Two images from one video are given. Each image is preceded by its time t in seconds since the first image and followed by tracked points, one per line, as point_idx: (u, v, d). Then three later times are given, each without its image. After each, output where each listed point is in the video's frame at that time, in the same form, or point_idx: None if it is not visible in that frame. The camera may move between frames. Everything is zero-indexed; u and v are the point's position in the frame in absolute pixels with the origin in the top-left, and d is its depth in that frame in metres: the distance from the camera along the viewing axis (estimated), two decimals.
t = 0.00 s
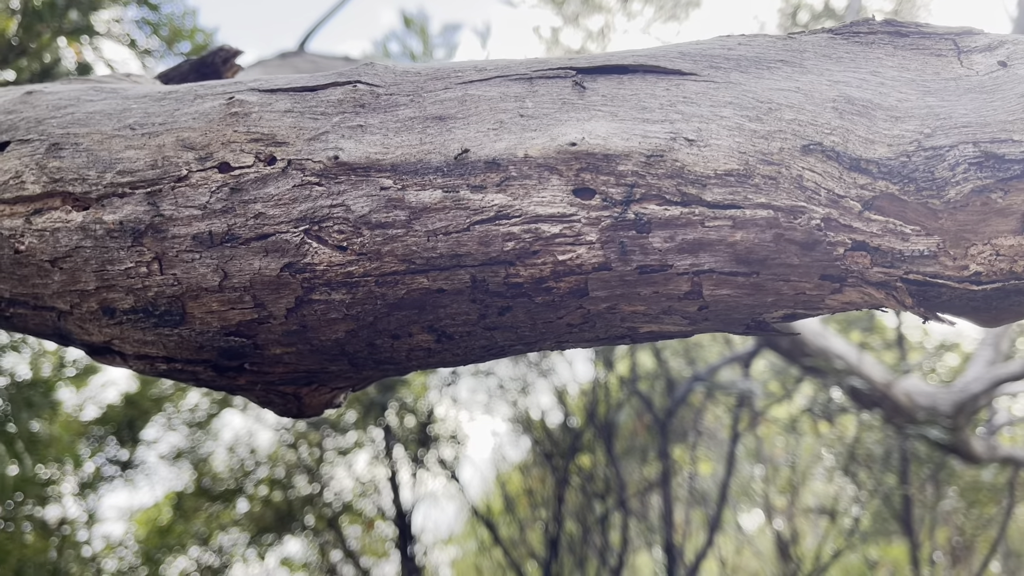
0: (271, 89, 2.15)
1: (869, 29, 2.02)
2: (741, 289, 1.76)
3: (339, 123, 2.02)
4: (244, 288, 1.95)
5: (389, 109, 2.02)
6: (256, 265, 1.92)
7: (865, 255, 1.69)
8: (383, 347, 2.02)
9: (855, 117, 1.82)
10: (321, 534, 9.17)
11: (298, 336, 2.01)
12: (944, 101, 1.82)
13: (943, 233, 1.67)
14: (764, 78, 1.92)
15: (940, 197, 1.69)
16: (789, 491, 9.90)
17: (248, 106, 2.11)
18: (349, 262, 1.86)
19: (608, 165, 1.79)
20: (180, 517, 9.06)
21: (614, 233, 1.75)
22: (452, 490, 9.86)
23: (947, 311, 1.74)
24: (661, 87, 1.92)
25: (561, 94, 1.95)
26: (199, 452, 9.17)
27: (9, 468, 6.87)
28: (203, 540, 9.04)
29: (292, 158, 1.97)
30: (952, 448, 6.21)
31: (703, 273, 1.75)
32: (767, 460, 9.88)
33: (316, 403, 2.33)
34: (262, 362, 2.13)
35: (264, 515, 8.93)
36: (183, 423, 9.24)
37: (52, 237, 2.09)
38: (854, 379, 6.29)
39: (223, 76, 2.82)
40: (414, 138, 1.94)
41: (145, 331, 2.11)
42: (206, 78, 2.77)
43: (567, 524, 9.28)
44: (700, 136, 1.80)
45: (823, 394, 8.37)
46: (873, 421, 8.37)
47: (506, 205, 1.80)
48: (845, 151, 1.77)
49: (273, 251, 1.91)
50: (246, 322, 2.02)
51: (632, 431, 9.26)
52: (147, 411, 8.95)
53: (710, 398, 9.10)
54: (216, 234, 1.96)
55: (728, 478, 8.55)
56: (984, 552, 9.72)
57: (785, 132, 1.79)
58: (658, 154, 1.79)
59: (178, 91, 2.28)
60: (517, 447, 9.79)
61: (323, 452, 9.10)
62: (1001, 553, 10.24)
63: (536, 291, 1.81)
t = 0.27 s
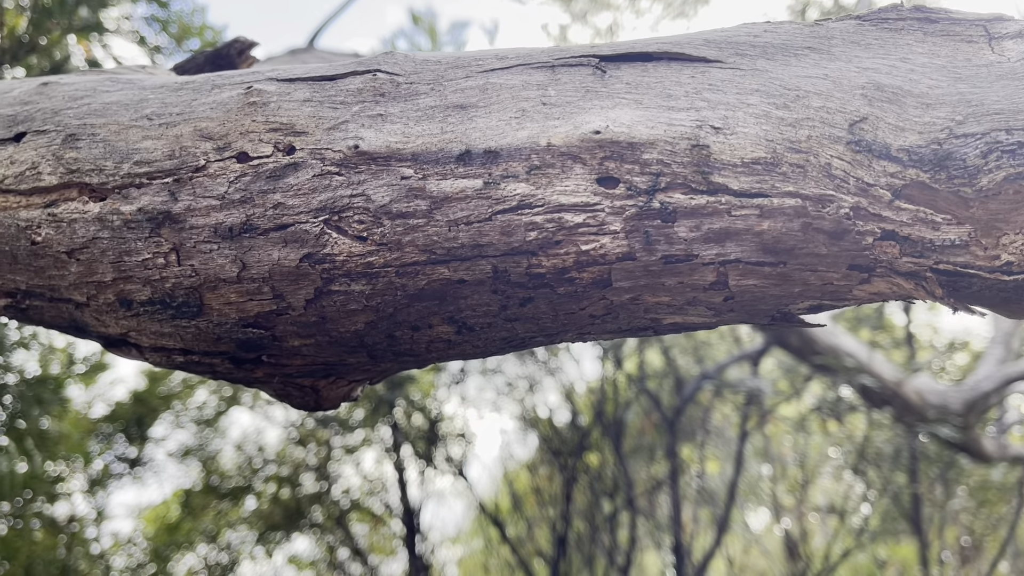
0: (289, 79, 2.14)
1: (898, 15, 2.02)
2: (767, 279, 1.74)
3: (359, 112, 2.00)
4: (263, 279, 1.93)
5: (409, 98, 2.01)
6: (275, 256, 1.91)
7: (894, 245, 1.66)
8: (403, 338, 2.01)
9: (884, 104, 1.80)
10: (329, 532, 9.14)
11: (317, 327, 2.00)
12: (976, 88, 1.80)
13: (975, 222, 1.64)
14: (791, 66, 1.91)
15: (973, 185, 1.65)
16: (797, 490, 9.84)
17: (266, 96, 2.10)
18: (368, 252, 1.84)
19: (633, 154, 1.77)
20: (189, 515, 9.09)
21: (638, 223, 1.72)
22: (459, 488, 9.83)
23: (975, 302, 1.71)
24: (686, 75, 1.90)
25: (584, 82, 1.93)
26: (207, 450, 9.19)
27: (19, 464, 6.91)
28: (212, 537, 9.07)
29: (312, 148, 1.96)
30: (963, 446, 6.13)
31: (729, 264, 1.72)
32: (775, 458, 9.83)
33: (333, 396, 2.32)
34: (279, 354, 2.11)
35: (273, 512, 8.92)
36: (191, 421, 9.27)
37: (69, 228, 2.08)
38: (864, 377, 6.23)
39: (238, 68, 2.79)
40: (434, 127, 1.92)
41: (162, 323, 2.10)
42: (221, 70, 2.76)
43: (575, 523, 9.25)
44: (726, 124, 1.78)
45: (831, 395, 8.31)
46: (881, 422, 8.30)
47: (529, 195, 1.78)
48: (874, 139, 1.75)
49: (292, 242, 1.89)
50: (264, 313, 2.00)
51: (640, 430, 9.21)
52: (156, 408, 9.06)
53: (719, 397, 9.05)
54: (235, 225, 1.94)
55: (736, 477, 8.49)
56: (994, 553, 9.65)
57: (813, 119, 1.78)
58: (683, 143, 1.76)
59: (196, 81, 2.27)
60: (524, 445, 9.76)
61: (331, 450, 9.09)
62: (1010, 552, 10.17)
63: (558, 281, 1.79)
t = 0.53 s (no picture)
0: (303, 72, 2.12)
1: (925, 6, 1.99)
2: (791, 276, 1.70)
3: (374, 106, 1.97)
4: (277, 275, 1.91)
5: (426, 91, 1.98)
6: (289, 251, 1.88)
7: (922, 240, 1.62)
8: (418, 336, 1.98)
9: (912, 96, 1.77)
10: (336, 531, 9.10)
11: (332, 324, 1.97)
12: (1006, 80, 1.77)
13: (1006, 217, 1.60)
14: (816, 58, 1.88)
15: (1004, 178, 1.62)
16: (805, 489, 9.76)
17: (280, 89, 2.07)
18: (384, 248, 1.81)
19: (654, 147, 1.74)
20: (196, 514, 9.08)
21: (660, 218, 1.69)
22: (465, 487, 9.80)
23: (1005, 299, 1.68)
24: (708, 67, 1.87)
25: (604, 74, 1.90)
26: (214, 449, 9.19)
27: (28, 462, 6.91)
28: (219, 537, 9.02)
29: (327, 142, 1.93)
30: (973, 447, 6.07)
31: (752, 259, 1.69)
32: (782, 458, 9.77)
33: (347, 394, 2.30)
34: (293, 351, 2.09)
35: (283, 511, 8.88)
36: (198, 420, 9.27)
37: (80, 223, 2.05)
38: (873, 377, 6.17)
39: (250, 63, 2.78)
40: (452, 121, 1.89)
41: (174, 320, 2.08)
42: (232, 64, 2.74)
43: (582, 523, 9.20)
44: (750, 117, 1.74)
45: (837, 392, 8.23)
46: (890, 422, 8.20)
47: (548, 189, 1.75)
48: (902, 131, 1.71)
49: (306, 238, 1.86)
50: (278, 310, 1.97)
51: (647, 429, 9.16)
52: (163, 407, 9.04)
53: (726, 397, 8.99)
54: (248, 220, 1.91)
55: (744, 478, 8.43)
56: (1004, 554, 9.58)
57: (839, 112, 1.75)
58: (706, 135, 1.73)
59: (209, 75, 2.24)
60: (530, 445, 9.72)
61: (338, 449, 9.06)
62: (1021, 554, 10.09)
63: (577, 278, 1.75)
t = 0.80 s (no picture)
0: (321, 68, 2.10)
1: None
2: (817, 273, 1.67)
3: (393, 101, 1.96)
4: (295, 272, 1.89)
5: (445, 86, 1.96)
6: (307, 248, 1.86)
7: (950, 237, 1.60)
8: (436, 333, 1.96)
9: (941, 91, 1.74)
10: (343, 531, 9.06)
11: (349, 321, 1.95)
12: None
13: None
14: (842, 52, 1.85)
15: None
16: (813, 490, 9.69)
17: (297, 84, 2.06)
18: (403, 244, 1.79)
19: (678, 142, 1.71)
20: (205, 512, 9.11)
21: (683, 213, 1.67)
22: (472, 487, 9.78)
23: None
24: (733, 61, 1.85)
25: (627, 69, 1.88)
26: (221, 448, 9.23)
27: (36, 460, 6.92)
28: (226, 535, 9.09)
29: (345, 138, 1.91)
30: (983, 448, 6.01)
31: (778, 256, 1.66)
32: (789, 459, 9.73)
33: (363, 392, 2.28)
34: (309, 349, 2.07)
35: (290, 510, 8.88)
36: (205, 419, 9.29)
37: (96, 220, 2.04)
38: (882, 377, 6.12)
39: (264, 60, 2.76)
40: (471, 116, 1.87)
41: (190, 318, 2.06)
42: (247, 61, 2.71)
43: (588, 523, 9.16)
44: (776, 111, 1.72)
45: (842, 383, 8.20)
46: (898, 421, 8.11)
47: (570, 184, 1.72)
48: (931, 126, 1.69)
49: (324, 235, 1.84)
50: (295, 307, 1.95)
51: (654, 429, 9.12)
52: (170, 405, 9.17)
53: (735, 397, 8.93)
54: (266, 217, 1.90)
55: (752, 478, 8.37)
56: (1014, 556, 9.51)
57: (866, 106, 1.72)
58: (731, 130, 1.71)
59: (226, 71, 2.23)
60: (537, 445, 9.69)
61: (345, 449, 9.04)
62: None
63: (599, 274, 1.73)
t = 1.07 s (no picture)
0: (339, 65, 2.09)
1: None
2: (844, 272, 1.65)
3: (413, 98, 1.94)
4: (314, 271, 1.87)
5: (466, 83, 1.94)
6: (326, 246, 1.85)
7: (980, 236, 1.58)
8: (456, 333, 1.94)
9: (971, 87, 1.72)
10: (349, 530, 9.04)
11: (368, 320, 1.94)
12: None
13: None
14: (869, 48, 1.84)
15: None
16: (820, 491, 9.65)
17: (316, 82, 2.04)
18: (424, 243, 1.78)
19: (703, 140, 1.69)
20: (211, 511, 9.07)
21: (709, 212, 1.65)
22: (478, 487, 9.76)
23: None
24: (758, 57, 1.83)
25: (650, 65, 1.86)
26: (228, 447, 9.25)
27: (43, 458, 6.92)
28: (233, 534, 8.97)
29: (365, 136, 1.90)
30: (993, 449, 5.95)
31: (804, 254, 1.64)
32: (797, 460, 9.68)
33: (380, 392, 2.27)
34: (328, 348, 2.06)
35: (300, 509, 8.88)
36: (212, 418, 9.31)
37: (113, 218, 2.02)
38: (892, 378, 6.07)
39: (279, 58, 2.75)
40: (493, 113, 1.85)
41: (207, 317, 2.05)
42: (263, 58, 2.70)
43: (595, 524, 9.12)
44: (802, 109, 1.71)
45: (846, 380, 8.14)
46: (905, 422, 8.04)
47: (593, 181, 1.71)
48: (961, 123, 1.67)
49: (344, 233, 1.83)
50: (314, 306, 1.94)
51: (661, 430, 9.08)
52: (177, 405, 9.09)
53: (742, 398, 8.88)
54: (285, 215, 1.89)
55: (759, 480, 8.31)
56: None
57: (895, 103, 1.70)
58: (757, 127, 1.69)
59: (243, 69, 2.22)
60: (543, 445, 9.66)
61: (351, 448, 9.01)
62: None
63: (622, 273, 1.71)
